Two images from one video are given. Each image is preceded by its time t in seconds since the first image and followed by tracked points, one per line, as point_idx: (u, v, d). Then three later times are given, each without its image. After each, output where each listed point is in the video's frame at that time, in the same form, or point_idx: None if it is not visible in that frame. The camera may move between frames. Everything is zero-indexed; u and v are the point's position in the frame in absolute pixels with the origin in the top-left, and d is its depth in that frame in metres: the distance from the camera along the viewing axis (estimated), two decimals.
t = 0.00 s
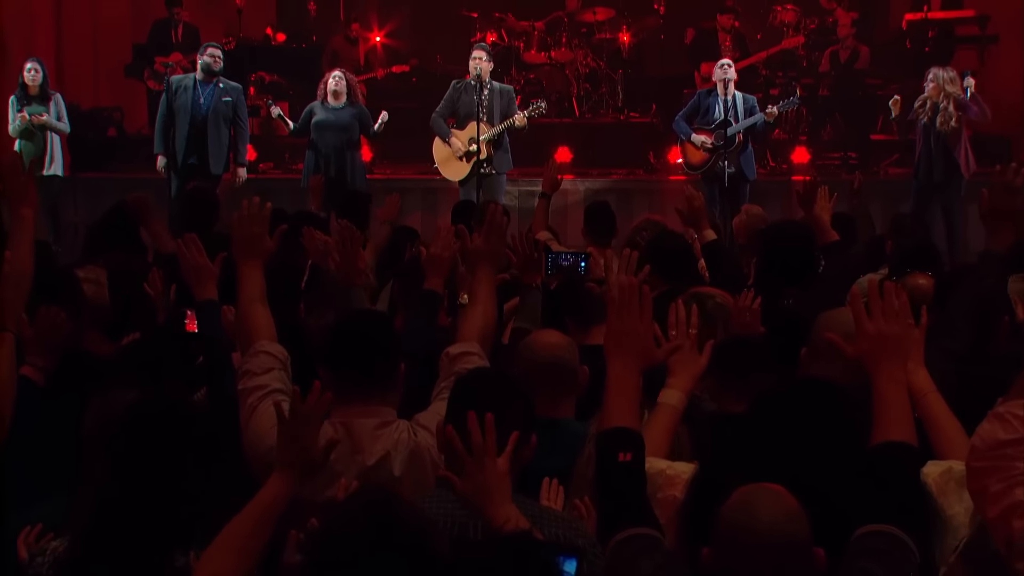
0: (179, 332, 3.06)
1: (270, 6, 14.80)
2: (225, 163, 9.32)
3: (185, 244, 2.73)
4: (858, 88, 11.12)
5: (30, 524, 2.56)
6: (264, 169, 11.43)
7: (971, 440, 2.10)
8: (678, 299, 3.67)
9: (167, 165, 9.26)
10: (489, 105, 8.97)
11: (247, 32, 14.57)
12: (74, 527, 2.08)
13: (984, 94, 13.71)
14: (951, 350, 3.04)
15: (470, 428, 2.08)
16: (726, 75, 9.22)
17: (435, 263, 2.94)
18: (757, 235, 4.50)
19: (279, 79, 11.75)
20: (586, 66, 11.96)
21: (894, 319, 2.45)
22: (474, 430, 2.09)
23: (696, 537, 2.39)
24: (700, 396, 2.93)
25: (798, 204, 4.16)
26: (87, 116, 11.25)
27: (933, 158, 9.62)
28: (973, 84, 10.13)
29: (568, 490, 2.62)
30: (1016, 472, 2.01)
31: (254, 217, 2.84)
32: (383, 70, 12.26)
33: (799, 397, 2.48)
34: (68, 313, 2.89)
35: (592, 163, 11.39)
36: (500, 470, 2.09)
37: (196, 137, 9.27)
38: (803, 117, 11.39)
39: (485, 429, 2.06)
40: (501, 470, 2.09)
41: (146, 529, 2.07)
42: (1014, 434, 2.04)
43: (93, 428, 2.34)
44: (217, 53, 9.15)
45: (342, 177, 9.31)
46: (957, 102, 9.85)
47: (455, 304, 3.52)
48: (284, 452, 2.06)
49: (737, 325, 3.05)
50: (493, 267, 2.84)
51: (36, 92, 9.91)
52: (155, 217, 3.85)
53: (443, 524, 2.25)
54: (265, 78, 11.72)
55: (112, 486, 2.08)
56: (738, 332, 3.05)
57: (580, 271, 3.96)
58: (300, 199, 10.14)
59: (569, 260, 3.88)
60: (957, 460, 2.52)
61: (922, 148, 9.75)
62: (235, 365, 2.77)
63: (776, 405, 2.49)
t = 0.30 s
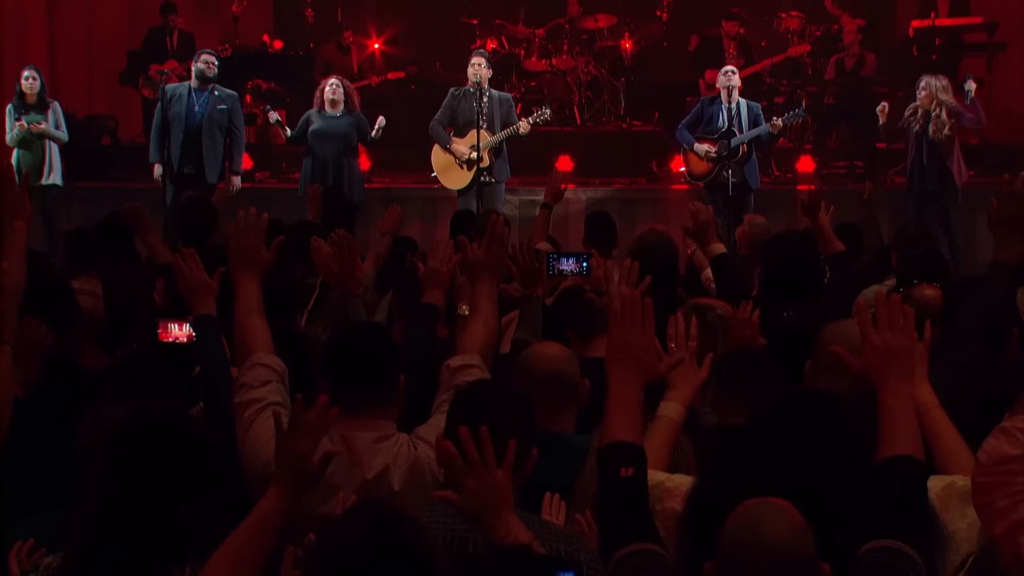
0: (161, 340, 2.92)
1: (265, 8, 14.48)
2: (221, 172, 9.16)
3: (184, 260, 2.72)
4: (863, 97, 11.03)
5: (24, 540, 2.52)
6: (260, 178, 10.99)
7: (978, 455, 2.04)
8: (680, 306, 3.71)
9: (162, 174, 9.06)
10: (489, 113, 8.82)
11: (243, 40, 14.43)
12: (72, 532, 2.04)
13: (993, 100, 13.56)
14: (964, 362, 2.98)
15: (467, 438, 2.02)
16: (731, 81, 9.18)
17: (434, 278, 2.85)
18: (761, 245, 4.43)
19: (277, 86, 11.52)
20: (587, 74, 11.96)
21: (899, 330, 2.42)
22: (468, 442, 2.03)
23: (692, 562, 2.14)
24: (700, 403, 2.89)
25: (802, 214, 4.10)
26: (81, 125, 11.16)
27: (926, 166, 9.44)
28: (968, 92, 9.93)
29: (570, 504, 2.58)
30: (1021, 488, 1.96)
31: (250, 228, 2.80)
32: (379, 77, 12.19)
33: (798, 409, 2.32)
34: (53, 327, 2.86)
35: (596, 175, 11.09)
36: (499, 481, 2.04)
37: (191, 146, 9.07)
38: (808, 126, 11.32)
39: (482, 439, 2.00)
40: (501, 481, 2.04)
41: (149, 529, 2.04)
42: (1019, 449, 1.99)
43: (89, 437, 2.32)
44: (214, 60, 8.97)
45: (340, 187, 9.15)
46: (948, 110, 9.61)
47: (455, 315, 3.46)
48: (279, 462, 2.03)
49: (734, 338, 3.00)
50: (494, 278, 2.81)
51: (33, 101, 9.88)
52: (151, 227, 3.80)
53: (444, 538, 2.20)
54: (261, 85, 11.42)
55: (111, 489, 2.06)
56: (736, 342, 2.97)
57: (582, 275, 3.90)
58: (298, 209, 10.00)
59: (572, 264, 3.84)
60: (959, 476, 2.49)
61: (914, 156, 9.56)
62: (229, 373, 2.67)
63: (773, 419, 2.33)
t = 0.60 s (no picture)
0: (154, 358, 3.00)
1: (263, 16, 14.26)
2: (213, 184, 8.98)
3: (181, 274, 2.67)
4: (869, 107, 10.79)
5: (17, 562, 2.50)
6: (255, 189, 10.86)
7: (985, 472, 1.99)
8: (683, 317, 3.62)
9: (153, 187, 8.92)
10: (489, 124, 8.70)
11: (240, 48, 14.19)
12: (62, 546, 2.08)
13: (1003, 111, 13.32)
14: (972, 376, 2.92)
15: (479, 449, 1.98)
16: (734, 91, 8.88)
17: (433, 292, 2.78)
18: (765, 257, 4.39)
19: (273, 96, 11.29)
20: (589, 83, 11.66)
21: (904, 343, 2.37)
22: (484, 449, 2.00)
23: (691, 574, 2.21)
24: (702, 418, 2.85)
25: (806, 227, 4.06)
26: (76, 134, 11.06)
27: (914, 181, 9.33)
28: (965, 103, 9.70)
29: (571, 520, 2.54)
30: None
31: (248, 240, 2.75)
32: (372, 84, 11.98)
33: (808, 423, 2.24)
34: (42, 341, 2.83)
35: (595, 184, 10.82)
36: (512, 497, 1.97)
37: (183, 158, 8.91)
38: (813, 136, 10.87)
39: (494, 453, 1.96)
40: (514, 495, 1.98)
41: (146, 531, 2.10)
42: None
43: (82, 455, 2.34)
44: (203, 71, 8.81)
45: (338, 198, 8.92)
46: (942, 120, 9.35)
47: (454, 329, 3.39)
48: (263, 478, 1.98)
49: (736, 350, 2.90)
50: (494, 290, 2.77)
51: (30, 111, 9.81)
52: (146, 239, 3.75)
53: (441, 555, 2.16)
54: (258, 96, 11.21)
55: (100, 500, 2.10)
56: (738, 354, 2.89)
57: (582, 286, 3.89)
58: (295, 222, 9.77)
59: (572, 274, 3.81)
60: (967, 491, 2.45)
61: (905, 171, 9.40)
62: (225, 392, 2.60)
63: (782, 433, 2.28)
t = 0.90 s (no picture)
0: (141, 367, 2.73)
1: (259, 23, 14.02)
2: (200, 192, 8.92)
3: (177, 288, 2.63)
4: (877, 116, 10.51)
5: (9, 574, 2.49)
6: (251, 200, 10.54)
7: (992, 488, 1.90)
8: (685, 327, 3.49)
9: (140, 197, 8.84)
10: (488, 133, 8.61)
11: (234, 54, 13.93)
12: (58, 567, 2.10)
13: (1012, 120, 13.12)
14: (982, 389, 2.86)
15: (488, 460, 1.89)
16: (738, 99, 8.80)
17: (429, 307, 2.72)
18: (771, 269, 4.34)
19: (268, 103, 10.90)
20: (590, 92, 11.41)
21: (912, 356, 2.32)
22: (498, 460, 1.91)
23: None
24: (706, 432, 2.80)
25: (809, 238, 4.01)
26: (67, 144, 10.92)
27: (919, 189, 9.22)
28: (970, 111, 9.64)
29: (573, 536, 2.50)
30: None
31: (242, 251, 2.70)
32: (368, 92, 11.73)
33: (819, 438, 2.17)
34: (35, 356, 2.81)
35: (596, 190, 10.67)
36: (524, 512, 1.89)
37: (168, 167, 8.84)
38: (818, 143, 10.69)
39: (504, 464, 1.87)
40: (524, 509, 1.89)
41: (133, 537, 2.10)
42: None
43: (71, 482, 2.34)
44: (186, 77, 8.77)
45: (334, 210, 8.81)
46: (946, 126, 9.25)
47: (452, 342, 3.34)
48: (248, 488, 1.94)
49: (741, 363, 2.95)
50: (495, 301, 2.72)
51: (23, 120, 9.74)
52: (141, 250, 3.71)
53: None
54: (254, 104, 10.85)
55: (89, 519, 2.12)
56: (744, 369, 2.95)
57: (582, 296, 3.83)
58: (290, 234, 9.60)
59: (571, 284, 3.77)
60: (977, 505, 2.38)
61: (910, 178, 9.32)
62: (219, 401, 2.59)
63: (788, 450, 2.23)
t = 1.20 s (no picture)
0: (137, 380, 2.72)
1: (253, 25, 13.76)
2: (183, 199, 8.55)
3: (170, 293, 2.60)
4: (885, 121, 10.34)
5: None
6: (246, 206, 10.20)
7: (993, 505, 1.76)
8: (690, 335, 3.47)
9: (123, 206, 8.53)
10: (489, 138, 8.51)
11: (229, 58, 13.72)
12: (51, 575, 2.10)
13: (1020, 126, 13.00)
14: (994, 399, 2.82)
15: (461, 472, 1.86)
16: (743, 106, 8.59)
17: (425, 316, 2.67)
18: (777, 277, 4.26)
19: (263, 109, 10.62)
20: (592, 96, 11.34)
21: (920, 365, 2.23)
22: (465, 476, 1.87)
23: None
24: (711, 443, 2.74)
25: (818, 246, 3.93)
26: (57, 149, 10.77)
27: (930, 197, 9.09)
28: (982, 118, 9.51)
29: (574, 550, 2.45)
30: None
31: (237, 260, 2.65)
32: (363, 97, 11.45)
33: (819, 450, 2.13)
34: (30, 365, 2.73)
35: (600, 197, 10.47)
36: (496, 525, 1.85)
37: (150, 176, 8.51)
38: (825, 151, 10.63)
39: (480, 478, 1.84)
40: (496, 521, 1.85)
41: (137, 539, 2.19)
42: None
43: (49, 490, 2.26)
44: (166, 82, 8.48)
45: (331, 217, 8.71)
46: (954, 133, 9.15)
47: (450, 350, 3.32)
48: (265, 499, 1.93)
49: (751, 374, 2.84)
50: (494, 309, 2.68)
51: (13, 125, 9.53)
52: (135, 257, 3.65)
53: None
54: (248, 109, 10.54)
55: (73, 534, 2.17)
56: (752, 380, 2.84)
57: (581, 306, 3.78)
58: (286, 241, 9.32)
59: (570, 293, 3.73)
60: (985, 517, 2.29)
61: (919, 185, 9.20)
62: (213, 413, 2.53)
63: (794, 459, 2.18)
